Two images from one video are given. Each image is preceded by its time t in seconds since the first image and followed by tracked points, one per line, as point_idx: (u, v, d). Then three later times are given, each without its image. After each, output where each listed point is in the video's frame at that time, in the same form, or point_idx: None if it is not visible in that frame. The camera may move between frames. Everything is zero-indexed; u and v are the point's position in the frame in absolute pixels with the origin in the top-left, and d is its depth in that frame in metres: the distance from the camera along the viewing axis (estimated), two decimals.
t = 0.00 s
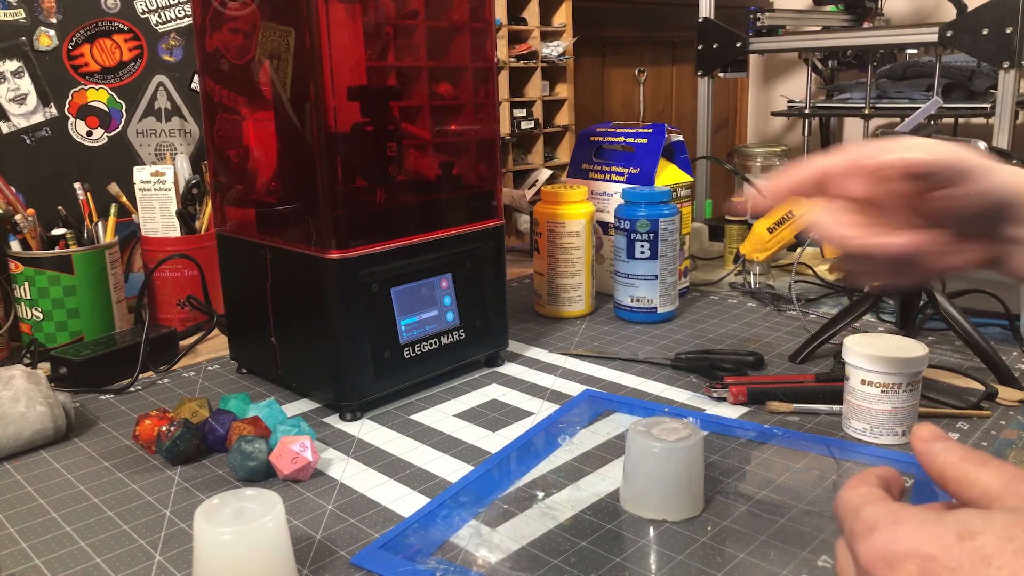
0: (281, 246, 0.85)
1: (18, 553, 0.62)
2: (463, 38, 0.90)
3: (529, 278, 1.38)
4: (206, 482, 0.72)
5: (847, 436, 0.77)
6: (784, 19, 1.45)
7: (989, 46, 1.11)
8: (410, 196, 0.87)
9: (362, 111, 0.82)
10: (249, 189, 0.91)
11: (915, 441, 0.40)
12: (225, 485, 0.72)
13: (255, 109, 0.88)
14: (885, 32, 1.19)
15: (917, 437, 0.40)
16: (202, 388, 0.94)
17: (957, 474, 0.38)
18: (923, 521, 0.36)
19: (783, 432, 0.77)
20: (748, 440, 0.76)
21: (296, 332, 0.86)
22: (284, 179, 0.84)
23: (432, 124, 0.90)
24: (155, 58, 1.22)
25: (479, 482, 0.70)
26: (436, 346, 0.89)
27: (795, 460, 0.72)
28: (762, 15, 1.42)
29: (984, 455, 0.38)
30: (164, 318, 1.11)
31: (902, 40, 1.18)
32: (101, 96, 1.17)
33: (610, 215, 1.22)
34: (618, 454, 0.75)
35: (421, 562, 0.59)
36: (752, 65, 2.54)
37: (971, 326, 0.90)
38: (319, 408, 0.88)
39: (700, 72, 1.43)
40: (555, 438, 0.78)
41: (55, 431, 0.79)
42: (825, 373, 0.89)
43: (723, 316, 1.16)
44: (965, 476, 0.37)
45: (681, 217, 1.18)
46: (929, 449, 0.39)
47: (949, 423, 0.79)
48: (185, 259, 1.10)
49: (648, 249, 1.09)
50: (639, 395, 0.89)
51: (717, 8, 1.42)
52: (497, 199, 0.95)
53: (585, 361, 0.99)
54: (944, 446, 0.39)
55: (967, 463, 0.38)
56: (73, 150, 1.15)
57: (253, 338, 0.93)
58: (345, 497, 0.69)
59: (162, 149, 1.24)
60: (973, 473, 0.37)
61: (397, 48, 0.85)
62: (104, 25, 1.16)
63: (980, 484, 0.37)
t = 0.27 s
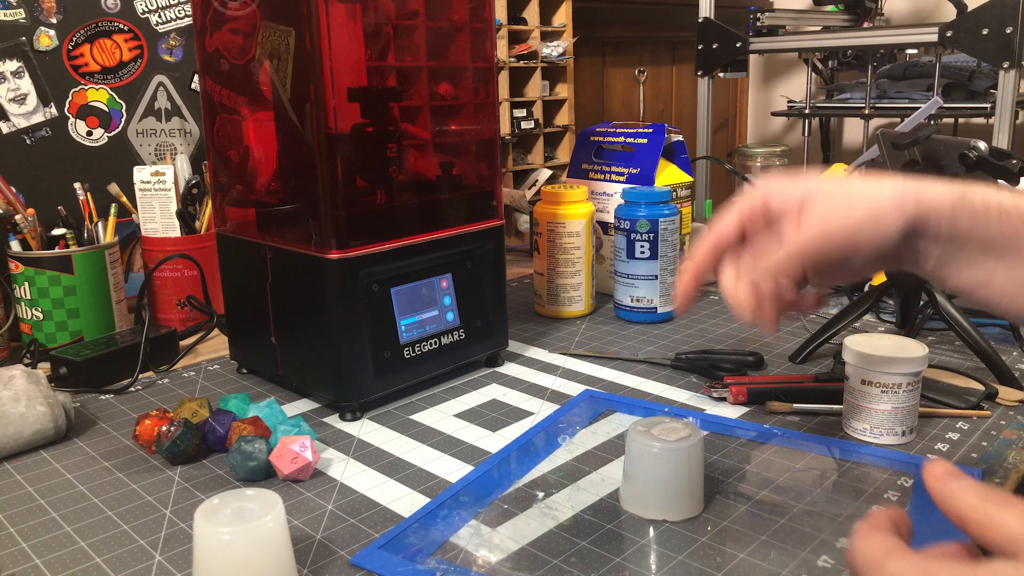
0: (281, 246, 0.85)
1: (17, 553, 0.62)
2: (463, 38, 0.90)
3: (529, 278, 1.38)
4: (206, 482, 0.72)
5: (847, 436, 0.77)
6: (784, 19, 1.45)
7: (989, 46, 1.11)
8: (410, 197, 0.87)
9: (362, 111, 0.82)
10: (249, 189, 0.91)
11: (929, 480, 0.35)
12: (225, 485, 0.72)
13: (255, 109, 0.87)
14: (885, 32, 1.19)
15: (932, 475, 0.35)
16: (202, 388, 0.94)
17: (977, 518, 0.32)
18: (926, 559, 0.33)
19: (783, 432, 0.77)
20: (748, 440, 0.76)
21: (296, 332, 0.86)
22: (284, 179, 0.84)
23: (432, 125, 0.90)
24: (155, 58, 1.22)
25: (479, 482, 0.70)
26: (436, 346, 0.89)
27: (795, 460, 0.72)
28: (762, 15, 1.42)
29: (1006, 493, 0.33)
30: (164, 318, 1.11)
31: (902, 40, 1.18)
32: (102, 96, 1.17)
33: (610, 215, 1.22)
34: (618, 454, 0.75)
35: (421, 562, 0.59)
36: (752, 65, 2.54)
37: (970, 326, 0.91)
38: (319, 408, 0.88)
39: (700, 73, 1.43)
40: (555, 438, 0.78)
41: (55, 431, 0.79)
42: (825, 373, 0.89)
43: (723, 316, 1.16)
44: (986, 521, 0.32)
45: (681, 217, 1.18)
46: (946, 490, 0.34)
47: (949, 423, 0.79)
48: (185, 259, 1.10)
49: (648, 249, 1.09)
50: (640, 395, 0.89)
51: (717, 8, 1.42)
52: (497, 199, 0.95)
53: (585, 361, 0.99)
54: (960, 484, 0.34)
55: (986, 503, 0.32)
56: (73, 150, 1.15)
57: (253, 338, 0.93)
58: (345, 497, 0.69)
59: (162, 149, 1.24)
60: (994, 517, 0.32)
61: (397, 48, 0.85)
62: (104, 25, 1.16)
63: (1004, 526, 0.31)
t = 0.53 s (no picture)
0: (281, 246, 0.85)
1: (18, 553, 0.62)
2: (463, 38, 0.90)
3: (528, 278, 1.38)
4: (206, 482, 0.72)
5: (846, 435, 0.78)
6: (784, 19, 1.45)
7: (988, 46, 1.11)
8: (410, 197, 0.87)
9: (362, 112, 0.82)
10: (249, 189, 0.91)
11: (946, 511, 0.47)
12: (224, 485, 0.72)
13: (255, 109, 0.88)
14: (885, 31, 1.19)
15: (950, 507, 0.46)
16: (202, 388, 0.94)
17: (995, 547, 0.43)
18: None
19: (782, 432, 0.77)
20: (748, 440, 0.76)
21: (295, 331, 0.86)
22: (284, 179, 0.84)
23: (432, 124, 0.90)
24: (155, 58, 1.22)
25: (479, 482, 0.70)
26: (436, 346, 0.89)
27: (795, 460, 0.72)
28: (762, 15, 1.42)
29: (1016, 524, 0.44)
30: (164, 318, 1.11)
31: (902, 40, 1.18)
32: (102, 96, 1.17)
33: (610, 215, 1.22)
34: (618, 454, 0.75)
35: (421, 562, 0.59)
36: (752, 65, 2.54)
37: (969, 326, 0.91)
38: (319, 408, 0.88)
39: (700, 72, 1.43)
40: (555, 438, 0.78)
41: (55, 431, 0.79)
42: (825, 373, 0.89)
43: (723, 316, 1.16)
44: (1005, 551, 0.42)
45: (681, 217, 1.18)
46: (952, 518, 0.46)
47: (948, 423, 0.79)
48: (185, 260, 1.10)
49: (648, 249, 1.09)
50: (639, 395, 0.89)
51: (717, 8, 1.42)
52: (497, 199, 0.95)
53: (585, 361, 0.99)
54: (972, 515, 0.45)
55: (1006, 535, 0.43)
56: (72, 150, 1.15)
57: (253, 338, 0.93)
58: (345, 497, 0.69)
59: (162, 149, 1.24)
60: (1012, 547, 0.42)
61: (397, 48, 0.85)
62: (105, 25, 1.16)
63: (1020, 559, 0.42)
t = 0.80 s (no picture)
0: (281, 246, 0.85)
1: (18, 553, 0.62)
2: (462, 38, 0.90)
3: (528, 278, 1.38)
4: (206, 482, 0.72)
5: (847, 435, 0.78)
6: (784, 19, 1.45)
7: (989, 46, 1.11)
8: (410, 197, 0.87)
9: (363, 112, 0.82)
10: (249, 189, 0.91)
11: (928, 491, 0.46)
12: (224, 485, 0.72)
13: (255, 109, 0.88)
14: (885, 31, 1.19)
15: (932, 486, 0.46)
16: (202, 388, 0.94)
17: (976, 526, 0.43)
18: None
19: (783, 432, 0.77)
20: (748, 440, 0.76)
21: (295, 331, 0.86)
22: (284, 179, 0.84)
23: (432, 124, 0.90)
24: (155, 58, 1.22)
25: (479, 483, 0.70)
26: (436, 346, 0.89)
27: (795, 460, 0.72)
28: (762, 15, 1.42)
29: (997, 503, 0.43)
30: (164, 318, 1.11)
31: (902, 40, 1.18)
32: (102, 96, 1.17)
33: (610, 215, 1.22)
34: (618, 454, 0.75)
35: (421, 562, 0.59)
36: (752, 65, 2.54)
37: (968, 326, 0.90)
38: (319, 408, 0.88)
39: (700, 73, 1.43)
40: (555, 438, 0.78)
41: (55, 431, 0.79)
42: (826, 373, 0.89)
43: (723, 316, 1.16)
44: (986, 528, 0.42)
45: (681, 217, 1.18)
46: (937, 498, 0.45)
47: (948, 423, 0.79)
48: (185, 260, 1.10)
49: (648, 249, 1.09)
50: (640, 395, 0.89)
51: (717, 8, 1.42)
52: (497, 199, 0.95)
53: (585, 361, 0.99)
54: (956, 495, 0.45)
55: (988, 514, 0.43)
56: (73, 150, 1.15)
57: (253, 338, 0.93)
58: (345, 497, 0.69)
59: (162, 149, 1.24)
60: (994, 525, 0.42)
61: (397, 48, 0.85)
62: (104, 25, 1.16)
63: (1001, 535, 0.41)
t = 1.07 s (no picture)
0: (281, 246, 0.85)
1: (18, 553, 0.62)
2: (463, 38, 0.90)
3: (528, 278, 1.38)
4: (206, 482, 0.72)
5: (847, 436, 0.77)
6: (783, 19, 1.45)
7: (988, 46, 1.11)
8: (410, 197, 0.87)
9: (362, 112, 0.82)
10: (248, 189, 0.91)
11: (917, 486, 0.46)
12: (224, 485, 0.72)
13: (255, 109, 0.88)
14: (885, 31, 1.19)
15: (920, 482, 0.46)
16: (202, 388, 0.94)
17: (961, 520, 0.43)
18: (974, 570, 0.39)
19: (782, 432, 0.77)
20: (748, 440, 0.76)
21: (295, 331, 0.86)
22: (284, 179, 0.84)
23: (432, 124, 0.90)
24: (155, 58, 1.22)
25: (479, 483, 0.70)
26: (436, 346, 0.89)
27: (795, 460, 0.72)
28: (762, 15, 1.42)
29: (980, 499, 0.43)
30: (164, 318, 1.11)
31: (902, 40, 1.18)
32: (102, 96, 1.17)
33: (610, 215, 1.22)
34: (618, 454, 0.75)
35: (421, 562, 0.59)
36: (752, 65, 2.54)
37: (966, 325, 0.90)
38: (319, 408, 0.88)
39: (700, 72, 1.43)
40: (555, 438, 0.78)
41: (55, 431, 0.79)
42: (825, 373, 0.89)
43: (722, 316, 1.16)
44: (969, 523, 0.42)
45: (681, 217, 1.18)
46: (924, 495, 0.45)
47: (948, 423, 0.79)
48: (185, 260, 1.10)
49: (648, 249, 1.09)
50: (640, 395, 0.89)
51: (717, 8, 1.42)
52: (497, 199, 0.95)
53: (585, 361, 0.99)
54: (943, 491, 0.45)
55: (971, 510, 0.43)
56: (72, 150, 1.15)
57: (253, 338, 0.93)
58: (345, 497, 0.69)
59: (162, 149, 1.24)
60: (977, 519, 0.42)
61: (397, 48, 0.85)
62: (104, 25, 1.16)
63: (984, 531, 0.42)
